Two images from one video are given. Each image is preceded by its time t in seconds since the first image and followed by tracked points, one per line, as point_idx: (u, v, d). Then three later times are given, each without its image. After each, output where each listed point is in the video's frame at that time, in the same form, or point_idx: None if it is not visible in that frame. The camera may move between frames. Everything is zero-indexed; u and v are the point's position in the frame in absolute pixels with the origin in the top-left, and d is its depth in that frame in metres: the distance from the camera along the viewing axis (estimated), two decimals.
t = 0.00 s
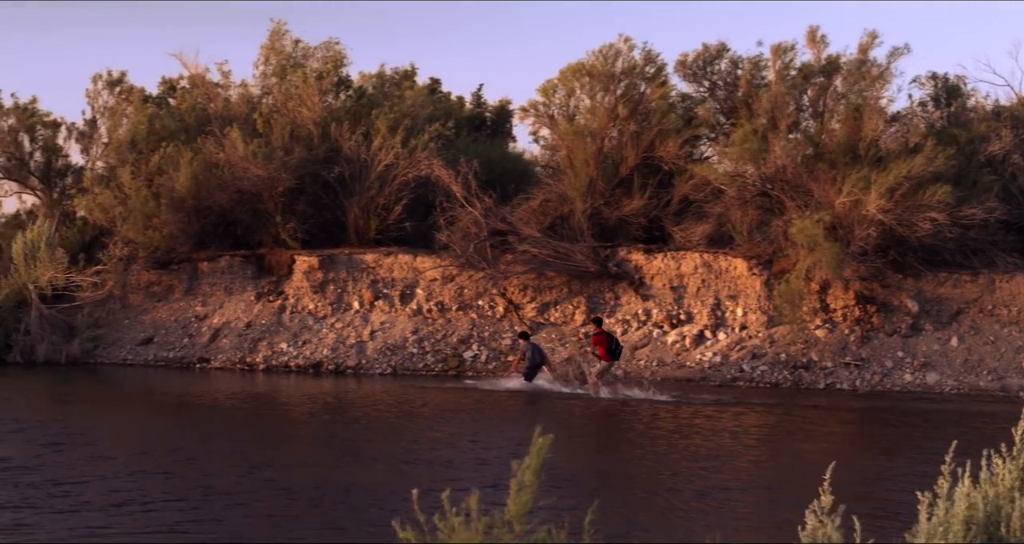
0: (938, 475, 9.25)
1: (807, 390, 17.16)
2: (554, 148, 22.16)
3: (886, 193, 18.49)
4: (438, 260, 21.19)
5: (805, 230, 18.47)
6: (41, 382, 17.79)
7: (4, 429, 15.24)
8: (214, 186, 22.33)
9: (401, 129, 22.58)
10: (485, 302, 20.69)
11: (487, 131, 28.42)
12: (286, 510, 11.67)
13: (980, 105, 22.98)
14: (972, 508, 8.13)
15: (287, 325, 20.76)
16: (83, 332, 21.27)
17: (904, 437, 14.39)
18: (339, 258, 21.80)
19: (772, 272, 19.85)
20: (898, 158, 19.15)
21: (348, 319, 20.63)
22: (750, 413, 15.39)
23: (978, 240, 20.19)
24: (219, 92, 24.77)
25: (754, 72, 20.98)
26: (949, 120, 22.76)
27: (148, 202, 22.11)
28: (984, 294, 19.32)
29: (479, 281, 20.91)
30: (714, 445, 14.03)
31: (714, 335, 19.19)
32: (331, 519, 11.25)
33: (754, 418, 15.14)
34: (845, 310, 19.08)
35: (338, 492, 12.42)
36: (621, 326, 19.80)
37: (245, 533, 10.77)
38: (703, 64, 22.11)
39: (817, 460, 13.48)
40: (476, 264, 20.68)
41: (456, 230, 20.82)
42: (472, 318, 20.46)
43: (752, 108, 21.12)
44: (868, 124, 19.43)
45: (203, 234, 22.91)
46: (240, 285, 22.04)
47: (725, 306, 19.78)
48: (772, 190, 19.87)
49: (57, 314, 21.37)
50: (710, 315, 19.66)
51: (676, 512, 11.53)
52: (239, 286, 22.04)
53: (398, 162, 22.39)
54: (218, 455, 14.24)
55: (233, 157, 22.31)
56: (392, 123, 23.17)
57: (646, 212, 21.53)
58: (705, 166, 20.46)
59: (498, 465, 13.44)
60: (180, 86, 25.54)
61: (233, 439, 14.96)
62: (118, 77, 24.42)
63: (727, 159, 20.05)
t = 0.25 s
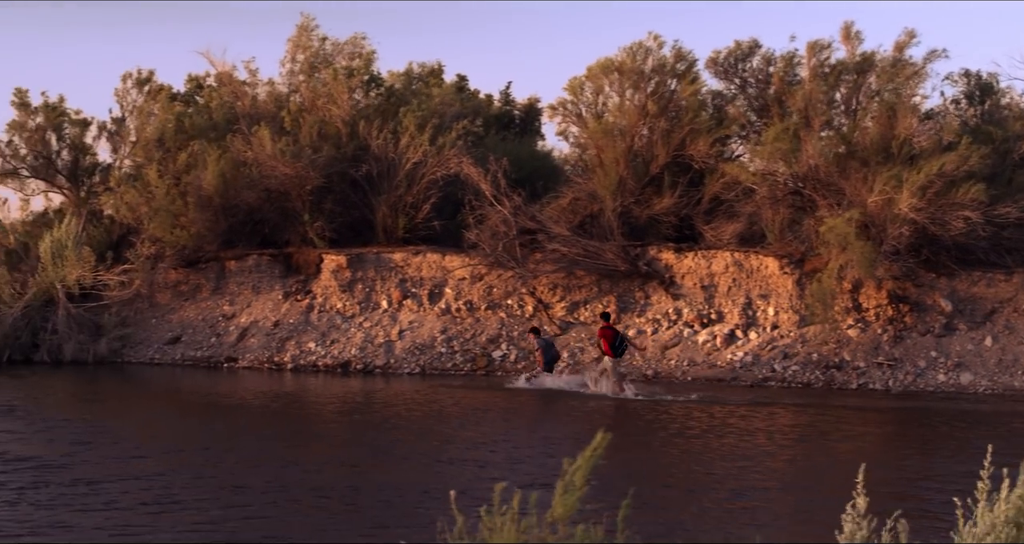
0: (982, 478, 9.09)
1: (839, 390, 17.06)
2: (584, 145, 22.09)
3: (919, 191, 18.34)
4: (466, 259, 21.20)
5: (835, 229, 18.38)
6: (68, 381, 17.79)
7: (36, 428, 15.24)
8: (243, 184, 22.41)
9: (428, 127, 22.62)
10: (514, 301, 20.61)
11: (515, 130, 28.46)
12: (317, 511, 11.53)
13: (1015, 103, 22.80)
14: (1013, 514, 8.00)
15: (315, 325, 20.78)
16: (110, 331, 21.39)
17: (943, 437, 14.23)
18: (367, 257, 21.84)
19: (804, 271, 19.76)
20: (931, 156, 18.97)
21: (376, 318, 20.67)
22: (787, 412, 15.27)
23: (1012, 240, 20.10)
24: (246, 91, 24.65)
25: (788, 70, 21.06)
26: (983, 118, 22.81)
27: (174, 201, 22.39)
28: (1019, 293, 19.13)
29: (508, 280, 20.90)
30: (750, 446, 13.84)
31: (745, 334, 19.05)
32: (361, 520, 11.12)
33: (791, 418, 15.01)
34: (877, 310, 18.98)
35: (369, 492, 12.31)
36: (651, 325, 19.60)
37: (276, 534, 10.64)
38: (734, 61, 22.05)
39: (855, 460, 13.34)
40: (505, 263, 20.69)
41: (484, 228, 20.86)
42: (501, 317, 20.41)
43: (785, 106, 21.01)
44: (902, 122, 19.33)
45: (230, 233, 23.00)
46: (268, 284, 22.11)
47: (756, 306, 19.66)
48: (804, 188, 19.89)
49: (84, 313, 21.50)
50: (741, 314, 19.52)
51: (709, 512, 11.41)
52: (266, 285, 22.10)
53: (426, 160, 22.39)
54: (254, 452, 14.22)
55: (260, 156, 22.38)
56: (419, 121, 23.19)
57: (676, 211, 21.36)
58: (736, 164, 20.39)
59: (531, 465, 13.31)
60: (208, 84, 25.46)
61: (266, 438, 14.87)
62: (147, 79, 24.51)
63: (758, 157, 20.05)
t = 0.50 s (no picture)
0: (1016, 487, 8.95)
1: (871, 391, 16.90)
2: (612, 143, 22.03)
3: (951, 188, 18.19)
4: (494, 258, 21.20)
5: (867, 228, 18.31)
6: (94, 382, 17.72)
7: (66, 427, 15.16)
8: (269, 182, 22.39)
9: (456, 124, 22.56)
10: (542, 300, 20.48)
11: (543, 127, 28.42)
12: (349, 511, 11.38)
13: None
14: None
15: (342, 324, 20.76)
16: (136, 330, 21.44)
17: (982, 438, 14.02)
18: (395, 256, 21.90)
19: (835, 270, 19.66)
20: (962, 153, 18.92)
21: (403, 317, 20.61)
22: (823, 413, 15.11)
23: None
24: (272, 88, 24.54)
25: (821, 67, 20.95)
26: (1017, 116, 22.72)
27: (200, 199, 22.22)
28: None
29: (536, 279, 20.80)
30: (785, 447, 13.67)
31: (776, 334, 18.84)
32: (395, 520, 10.98)
33: (827, 419, 14.83)
34: (910, 309, 18.76)
35: (401, 491, 12.20)
36: (681, 325, 19.42)
37: (308, 534, 10.50)
38: (766, 58, 21.93)
39: (893, 461, 13.14)
40: (533, 262, 20.60)
41: (513, 227, 20.83)
42: (529, 317, 20.26)
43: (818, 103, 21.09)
44: (934, 119, 19.37)
45: (256, 232, 23.07)
46: (294, 283, 22.15)
47: (787, 305, 19.48)
48: (836, 186, 19.70)
49: (109, 313, 21.57)
50: (772, 313, 19.36)
51: (746, 509, 11.31)
52: (292, 284, 22.14)
53: (454, 158, 22.43)
54: (286, 451, 14.16)
55: (287, 153, 22.40)
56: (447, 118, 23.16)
57: (706, 209, 21.35)
58: (766, 162, 20.36)
59: (564, 465, 13.15)
60: (233, 81, 25.36)
61: (297, 438, 14.76)
62: (174, 77, 24.50)
63: (789, 155, 19.96)
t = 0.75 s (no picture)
0: None
1: (903, 392, 16.71)
2: (641, 141, 22.02)
3: (984, 185, 18.05)
4: (520, 256, 21.07)
5: (899, 226, 18.14)
6: (116, 381, 17.66)
7: (93, 425, 15.11)
8: (292, 180, 22.34)
9: (482, 122, 22.36)
10: (569, 299, 20.35)
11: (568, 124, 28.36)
12: (376, 511, 11.22)
13: None
14: None
15: (367, 323, 20.73)
16: (158, 329, 21.48)
17: (1020, 439, 13.76)
18: (419, 254, 21.77)
19: (866, 269, 19.42)
20: (995, 149, 18.74)
21: (428, 317, 20.58)
22: (858, 413, 14.91)
23: None
24: (295, 85, 24.36)
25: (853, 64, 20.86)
26: None
27: (223, 195, 22.29)
28: None
29: (562, 278, 20.66)
30: (817, 447, 13.47)
31: (805, 334, 18.67)
32: (424, 520, 10.83)
33: (861, 419, 14.61)
34: (941, 309, 18.57)
35: (429, 490, 12.07)
36: (709, 324, 19.25)
37: (335, 534, 10.35)
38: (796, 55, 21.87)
39: (929, 462, 12.90)
40: (560, 261, 20.50)
41: (539, 226, 20.77)
42: (555, 316, 20.19)
43: (848, 100, 21.00)
44: (965, 115, 19.19)
45: (281, 230, 22.91)
46: (318, 282, 22.09)
47: (817, 304, 19.30)
48: (866, 184, 19.51)
49: (131, 311, 21.59)
50: (802, 313, 19.12)
51: (779, 507, 11.17)
52: (316, 283, 22.07)
53: (480, 156, 22.17)
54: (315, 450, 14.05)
55: (311, 151, 22.33)
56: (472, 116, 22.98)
57: (734, 207, 21.07)
58: (796, 159, 20.07)
59: (594, 465, 12.98)
60: (256, 79, 25.27)
61: (324, 438, 14.63)
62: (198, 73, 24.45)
63: (818, 152, 19.72)
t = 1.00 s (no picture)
0: None
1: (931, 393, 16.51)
2: (666, 138, 22.09)
3: (1016, 181, 17.74)
4: (543, 255, 20.87)
5: (928, 224, 17.81)
6: (135, 381, 17.53)
7: (114, 425, 14.97)
8: (313, 178, 22.04)
9: (506, 119, 22.06)
10: (593, 299, 20.26)
11: (593, 122, 28.75)
12: (400, 512, 11.01)
13: None
14: None
15: (388, 323, 20.73)
16: (178, 329, 21.47)
17: None
18: (441, 253, 21.54)
19: (895, 268, 19.15)
20: None
21: (451, 316, 20.58)
22: (890, 414, 14.68)
23: None
24: (317, 81, 24.58)
25: (881, 61, 20.78)
26: None
27: (246, 195, 21.94)
28: None
29: (587, 277, 20.46)
30: (848, 447, 13.22)
31: (833, 333, 18.60)
32: (449, 521, 10.62)
33: (893, 419, 14.38)
34: (972, 308, 18.41)
35: (454, 490, 11.86)
36: (736, 324, 19.18)
37: (360, 534, 10.14)
38: (826, 49, 21.74)
39: (963, 462, 12.63)
40: (584, 259, 20.31)
41: (563, 224, 20.56)
42: (579, 315, 20.20)
43: (876, 96, 20.84)
44: (995, 112, 18.77)
45: (302, 229, 22.87)
46: (339, 281, 22.09)
47: (844, 304, 19.13)
48: (895, 181, 19.31)
49: (151, 311, 21.72)
50: (829, 313, 19.00)
51: (812, 506, 10.94)
52: (338, 282, 22.07)
53: (503, 153, 21.92)
54: (341, 449, 13.93)
55: (333, 148, 22.10)
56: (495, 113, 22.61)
57: (761, 205, 20.87)
58: (823, 157, 19.90)
59: (622, 465, 12.76)
60: (276, 76, 25.28)
61: (348, 438, 14.44)
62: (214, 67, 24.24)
63: (847, 149, 19.51)
